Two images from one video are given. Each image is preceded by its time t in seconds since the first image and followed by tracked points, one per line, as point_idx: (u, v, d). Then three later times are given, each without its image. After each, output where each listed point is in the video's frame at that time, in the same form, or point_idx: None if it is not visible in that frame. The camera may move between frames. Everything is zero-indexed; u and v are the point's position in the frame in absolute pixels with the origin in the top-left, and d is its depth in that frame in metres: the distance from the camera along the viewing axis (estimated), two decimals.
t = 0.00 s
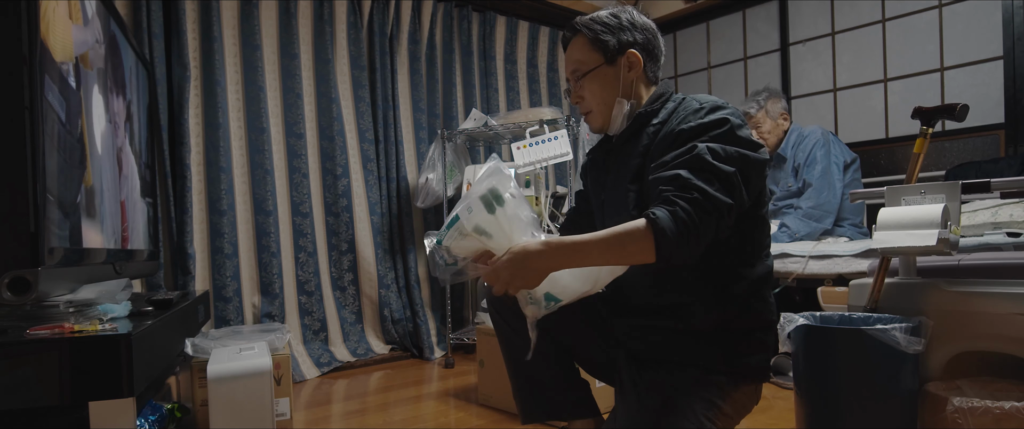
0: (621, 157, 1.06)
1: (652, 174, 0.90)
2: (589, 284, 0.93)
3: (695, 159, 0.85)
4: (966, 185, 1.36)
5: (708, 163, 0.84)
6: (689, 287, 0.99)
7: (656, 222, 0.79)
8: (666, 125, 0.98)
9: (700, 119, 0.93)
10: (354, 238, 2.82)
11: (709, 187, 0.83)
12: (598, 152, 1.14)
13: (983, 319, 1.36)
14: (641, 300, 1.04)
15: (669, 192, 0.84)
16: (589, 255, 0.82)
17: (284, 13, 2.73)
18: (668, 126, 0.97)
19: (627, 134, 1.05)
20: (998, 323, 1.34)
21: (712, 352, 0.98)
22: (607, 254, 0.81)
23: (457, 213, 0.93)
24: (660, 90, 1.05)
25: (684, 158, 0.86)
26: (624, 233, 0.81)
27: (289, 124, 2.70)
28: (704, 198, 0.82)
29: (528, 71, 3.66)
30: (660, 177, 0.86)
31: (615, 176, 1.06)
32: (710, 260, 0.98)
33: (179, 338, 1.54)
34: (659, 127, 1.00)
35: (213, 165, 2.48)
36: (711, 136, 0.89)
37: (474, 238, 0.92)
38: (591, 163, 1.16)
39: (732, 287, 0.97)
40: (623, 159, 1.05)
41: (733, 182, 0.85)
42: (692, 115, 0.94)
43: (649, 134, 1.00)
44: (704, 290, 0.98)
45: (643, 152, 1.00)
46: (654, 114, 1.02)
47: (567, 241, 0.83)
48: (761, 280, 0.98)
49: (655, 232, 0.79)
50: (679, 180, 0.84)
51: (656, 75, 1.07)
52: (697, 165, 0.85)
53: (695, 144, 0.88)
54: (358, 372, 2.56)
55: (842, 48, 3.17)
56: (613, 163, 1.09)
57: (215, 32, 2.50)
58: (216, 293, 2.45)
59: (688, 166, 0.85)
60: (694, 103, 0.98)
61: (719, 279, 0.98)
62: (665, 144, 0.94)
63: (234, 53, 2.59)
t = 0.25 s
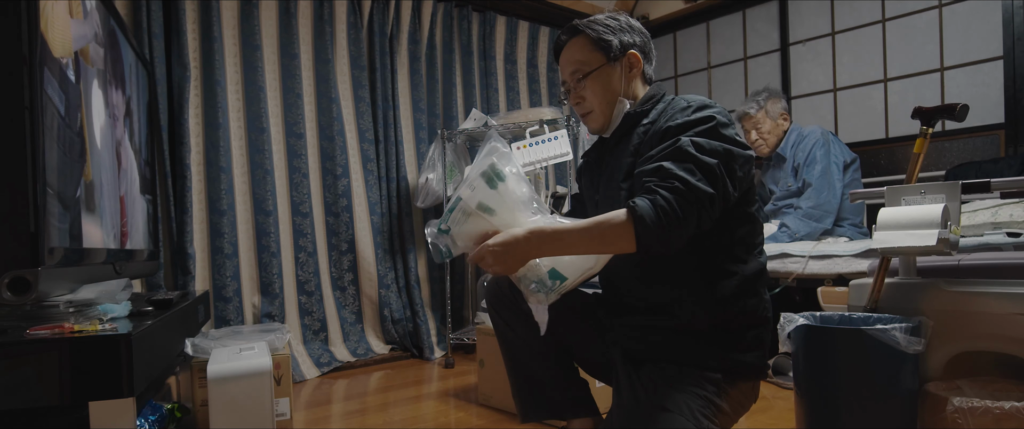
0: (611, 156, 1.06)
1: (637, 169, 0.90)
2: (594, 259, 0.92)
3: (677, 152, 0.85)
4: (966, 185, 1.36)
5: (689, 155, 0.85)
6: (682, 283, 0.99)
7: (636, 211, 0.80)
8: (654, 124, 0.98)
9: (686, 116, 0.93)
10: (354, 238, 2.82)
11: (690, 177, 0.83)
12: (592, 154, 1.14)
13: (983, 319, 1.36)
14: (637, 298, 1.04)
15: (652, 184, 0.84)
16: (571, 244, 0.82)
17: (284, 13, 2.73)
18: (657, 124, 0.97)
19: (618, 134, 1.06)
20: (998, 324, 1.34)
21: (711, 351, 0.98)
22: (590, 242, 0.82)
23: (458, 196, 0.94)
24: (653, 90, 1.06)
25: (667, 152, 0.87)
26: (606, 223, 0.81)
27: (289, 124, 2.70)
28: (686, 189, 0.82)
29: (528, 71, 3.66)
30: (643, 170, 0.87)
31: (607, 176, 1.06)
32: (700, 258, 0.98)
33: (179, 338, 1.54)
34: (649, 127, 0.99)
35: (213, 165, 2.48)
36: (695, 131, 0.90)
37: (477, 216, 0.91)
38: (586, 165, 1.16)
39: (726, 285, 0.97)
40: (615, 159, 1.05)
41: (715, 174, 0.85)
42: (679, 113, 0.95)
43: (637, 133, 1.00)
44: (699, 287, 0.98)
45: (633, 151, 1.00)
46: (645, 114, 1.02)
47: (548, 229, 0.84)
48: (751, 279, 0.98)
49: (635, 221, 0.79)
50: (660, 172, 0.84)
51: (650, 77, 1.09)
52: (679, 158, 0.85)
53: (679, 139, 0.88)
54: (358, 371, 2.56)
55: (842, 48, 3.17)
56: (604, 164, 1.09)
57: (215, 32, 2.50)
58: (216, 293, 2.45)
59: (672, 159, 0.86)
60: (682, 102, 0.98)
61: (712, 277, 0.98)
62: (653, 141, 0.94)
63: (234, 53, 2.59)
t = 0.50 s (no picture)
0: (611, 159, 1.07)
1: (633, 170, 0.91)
2: (589, 288, 0.93)
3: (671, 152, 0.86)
4: (964, 186, 1.37)
5: (683, 153, 0.85)
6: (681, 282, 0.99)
7: (626, 210, 0.80)
8: (651, 127, 0.99)
9: (683, 118, 0.94)
10: (355, 240, 2.82)
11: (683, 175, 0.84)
12: (592, 156, 1.15)
13: (980, 320, 1.37)
14: (637, 298, 1.04)
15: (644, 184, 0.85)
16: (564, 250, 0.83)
17: (285, 15, 2.74)
18: (655, 127, 0.98)
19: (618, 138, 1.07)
20: (996, 324, 1.35)
21: (712, 351, 0.99)
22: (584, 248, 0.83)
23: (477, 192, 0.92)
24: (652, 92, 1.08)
25: (661, 152, 0.88)
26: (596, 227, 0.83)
27: (290, 126, 2.71)
28: (679, 187, 0.82)
29: (527, 74, 3.67)
30: (638, 170, 0.88)
31: (608, 178, 1.07)
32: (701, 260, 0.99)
33: (180, 339, 1.54)
34: (647, 129, 1.00)
35: (214, 166, 2.49)
36: (690, 132, 0.91)
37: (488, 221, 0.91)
38: (587, 167, 1.17)
39: (724, 286, 0.98)
40: (615, 162, 1.05)
41: (708, 172, 0.85)
42: (676, 115, 0.96)
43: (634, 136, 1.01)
44: (699, 288, 0.98)
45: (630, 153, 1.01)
46: (644, 117, 1.03)
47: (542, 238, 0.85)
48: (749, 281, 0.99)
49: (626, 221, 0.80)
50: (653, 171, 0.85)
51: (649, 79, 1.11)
52: (672, 157, 0.86)
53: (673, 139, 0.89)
54: (358, 372, 2.56)
55: (839, 50, 3.18)
56: (604, 166, 1.10)
57: (216, 34, 2.51)
58: (217, 295, 2.46)
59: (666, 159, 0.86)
60: (680, 103, 0.99)
61: (712, 278, 0.99)
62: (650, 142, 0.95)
63: (235, 55, 2.60)
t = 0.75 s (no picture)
0: (615, 164, 1.09)
1: (657, 186, 0.92)
2: (577, 302, 0.99)
3: (697, 170, 0.87)
4: (957, 190, 1.39)
5: (712, 172, 0.87)
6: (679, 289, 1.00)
7: (671, 236, 0.80)
8: (660, 134, 1.01)
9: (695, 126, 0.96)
10: (356, 243, 2.84)
11: (712, 194, 0.85)
12: (593, 159, 1.17)
13: (974, 322, 1.40)
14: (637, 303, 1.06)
15: (676, 203, 0.86)
16: (606, 270, 0.81)
17: (287, 21, 2.76)
18: (662, 134, 1.00)
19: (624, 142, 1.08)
20: (990, 326, 1.37)
21: (711, 355, 1.00)
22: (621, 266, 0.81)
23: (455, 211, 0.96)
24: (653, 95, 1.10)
25: (687, 168, 0.88)
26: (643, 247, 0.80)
27: (292, 131, 2.73)
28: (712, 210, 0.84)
29: (526, 78, 3.70)
30: (665, 187, 0.88)
31: (611, 182, 1.09)
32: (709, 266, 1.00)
33: (183, 341, 1.56)
34: (652, 134, 1.02)
35: (217, 170, 2.51)
36: (709, 145, 0.92)
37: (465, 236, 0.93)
38: (586, 169, 1.19)
39: (723, 291, 0.99)
40: (617, 167, 1.08)
41: (737, 189, 0.88)
42: (686, 123, 0.97)
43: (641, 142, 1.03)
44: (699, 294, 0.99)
45: (636, 159, 1.03)
46: (646, 122, 1.05)
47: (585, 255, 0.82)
48: (753, 285, 1.00)
49: (670, 246, 0.80)
50: (685, 192, 0.86)
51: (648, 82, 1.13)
52: (700, 175, 0.87)
53: (695, 154, 0.90)
54: (359, 374, 2.58)
55: (835, 55, 3.21)
56: (607, 170, 1.11)
57: (219, 40, 2.54)
58: (220, 297, 2.47)
59: (693, 176, 0.87)
60: (687, 111, 1.01)
61: (713, 285, 0.99)
62: (663, 151, 0.96)
63: (238, 61, 2.62)
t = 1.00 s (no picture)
0: (621, 167, 1.11)
1: (666, 188, 0.94)
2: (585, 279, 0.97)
3: (708, 173, 0.90)
4: (950, 194, 1.41)
5: (722, 175, 0.89)
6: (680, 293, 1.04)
7: (678, 236, 0.83)
8: (668, 138, 1.03)
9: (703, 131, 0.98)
10: (357, 246, 2.86)
11: (722, 197, 0.88)
12: (597, 163, 1.20)
13: (969, 324, 1.42)
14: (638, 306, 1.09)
15: (687, 206, 0.88)
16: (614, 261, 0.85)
17: (289, 27, 2.79)
18: (669, 138, 1.02)
19: (630, 144, 1.10)
20: (985, 329, 1.39)
21: (710, 359, 1.03)
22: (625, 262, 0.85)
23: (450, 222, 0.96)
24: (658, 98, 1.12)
25: (697, 171, 0.91)
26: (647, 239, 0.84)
27: (294, 135, 2.76)
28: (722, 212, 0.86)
29: (525, 83, 3.73)
30: (676, 190, 0.90)
31: (616, 185, 1.11)
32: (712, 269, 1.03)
33: (186, 343, 1.58)
34: (657, 139, 1.05)
35: (220, 174, 2.53)
36: (718, 149, 0.94)
37: (466, 244, 0.94)
38: (588, 172, 1.22)
39: (724, 293, 1.02)
40: (624, 169, 1.10)
41: (746, 193, 0.91)
42: (695, 127, 1.00)
43: (649, 146, 1.05)
44: (699, 299, 1.02)
45: (644, 162, 1.05)
46: (652, 126, 1.08)
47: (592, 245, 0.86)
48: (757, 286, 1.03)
49: (677, 245, 0.83)
50: (695, 194, 0.88)
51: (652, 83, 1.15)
52: (710, 179, 0.89)
53: (705, 158, 0.93)
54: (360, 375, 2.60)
55: (830, 61, 3.24)
56: (612, 172, 1.14)
57: (222, 45, 2.56)
58: (222, 300, 2.49)
59: (703, 180, 0.90)
60: (694, 116, 1.03)
61: (714, 288, 1.02)
62: (671, 155, 0.99)
63: (240, 66, 2.65)
